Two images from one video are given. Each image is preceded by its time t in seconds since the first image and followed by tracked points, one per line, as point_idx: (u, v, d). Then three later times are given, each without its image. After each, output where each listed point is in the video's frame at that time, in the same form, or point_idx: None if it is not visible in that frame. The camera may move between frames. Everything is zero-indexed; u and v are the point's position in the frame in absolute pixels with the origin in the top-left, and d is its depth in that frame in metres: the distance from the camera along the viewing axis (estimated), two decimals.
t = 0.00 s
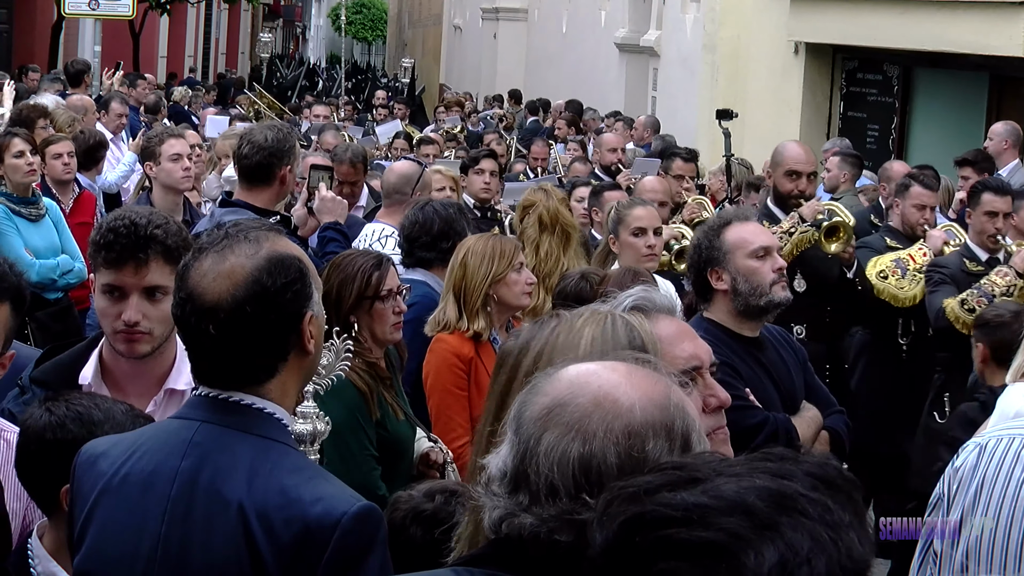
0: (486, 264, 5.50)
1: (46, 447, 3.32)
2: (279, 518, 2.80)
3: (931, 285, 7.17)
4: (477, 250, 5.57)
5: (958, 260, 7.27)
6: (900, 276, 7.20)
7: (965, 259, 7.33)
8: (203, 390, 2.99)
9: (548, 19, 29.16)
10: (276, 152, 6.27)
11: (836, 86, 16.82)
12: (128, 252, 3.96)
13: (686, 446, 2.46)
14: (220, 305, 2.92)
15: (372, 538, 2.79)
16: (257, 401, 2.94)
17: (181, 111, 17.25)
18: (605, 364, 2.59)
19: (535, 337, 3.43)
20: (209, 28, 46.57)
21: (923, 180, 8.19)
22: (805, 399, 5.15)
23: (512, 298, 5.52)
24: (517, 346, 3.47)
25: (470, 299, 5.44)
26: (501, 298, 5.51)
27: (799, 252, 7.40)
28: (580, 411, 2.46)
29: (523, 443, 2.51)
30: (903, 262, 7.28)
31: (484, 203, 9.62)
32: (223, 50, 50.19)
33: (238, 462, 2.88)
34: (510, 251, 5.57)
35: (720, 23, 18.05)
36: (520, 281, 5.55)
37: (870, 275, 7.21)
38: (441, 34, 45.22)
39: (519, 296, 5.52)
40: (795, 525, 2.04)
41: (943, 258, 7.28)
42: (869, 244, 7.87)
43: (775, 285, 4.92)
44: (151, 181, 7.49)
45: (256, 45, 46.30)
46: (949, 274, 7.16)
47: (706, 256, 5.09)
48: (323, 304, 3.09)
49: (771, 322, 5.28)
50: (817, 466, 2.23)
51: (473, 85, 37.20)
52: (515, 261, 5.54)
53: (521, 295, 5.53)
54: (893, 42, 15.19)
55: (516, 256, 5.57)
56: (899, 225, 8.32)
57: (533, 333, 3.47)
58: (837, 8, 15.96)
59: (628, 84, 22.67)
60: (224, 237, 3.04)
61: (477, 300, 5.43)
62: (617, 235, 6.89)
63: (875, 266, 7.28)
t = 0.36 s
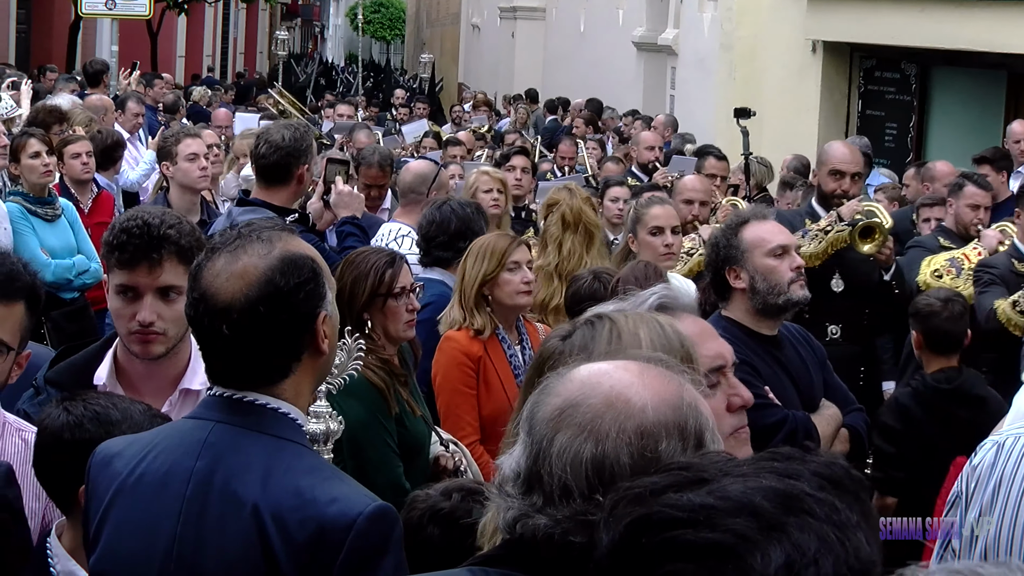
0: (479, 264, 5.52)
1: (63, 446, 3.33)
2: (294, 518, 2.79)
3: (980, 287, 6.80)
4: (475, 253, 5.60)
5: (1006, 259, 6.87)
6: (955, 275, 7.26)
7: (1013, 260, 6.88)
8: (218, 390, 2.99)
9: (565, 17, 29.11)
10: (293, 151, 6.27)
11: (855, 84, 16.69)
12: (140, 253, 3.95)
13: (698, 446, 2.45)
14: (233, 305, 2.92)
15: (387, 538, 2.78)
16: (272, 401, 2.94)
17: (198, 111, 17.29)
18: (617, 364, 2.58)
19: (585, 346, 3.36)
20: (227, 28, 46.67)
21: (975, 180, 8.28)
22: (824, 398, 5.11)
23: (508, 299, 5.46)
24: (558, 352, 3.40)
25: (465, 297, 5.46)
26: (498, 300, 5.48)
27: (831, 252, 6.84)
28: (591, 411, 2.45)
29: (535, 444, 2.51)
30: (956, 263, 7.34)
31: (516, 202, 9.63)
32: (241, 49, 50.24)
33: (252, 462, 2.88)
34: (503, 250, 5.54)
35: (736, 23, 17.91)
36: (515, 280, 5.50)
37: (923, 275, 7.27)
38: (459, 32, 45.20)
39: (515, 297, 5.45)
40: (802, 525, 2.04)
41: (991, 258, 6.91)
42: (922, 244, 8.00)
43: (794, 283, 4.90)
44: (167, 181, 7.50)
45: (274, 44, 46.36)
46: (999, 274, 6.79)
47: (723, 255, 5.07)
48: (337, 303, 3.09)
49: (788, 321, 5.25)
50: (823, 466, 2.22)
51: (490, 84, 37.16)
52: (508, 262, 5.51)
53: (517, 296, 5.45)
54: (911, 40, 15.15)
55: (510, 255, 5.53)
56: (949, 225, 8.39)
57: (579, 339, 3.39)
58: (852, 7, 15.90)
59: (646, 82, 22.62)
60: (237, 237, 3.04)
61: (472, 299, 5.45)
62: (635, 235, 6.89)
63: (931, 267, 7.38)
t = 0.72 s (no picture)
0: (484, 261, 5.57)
1: (88, 441, 3.32)
2: (317, 518, 2.78)
3: None
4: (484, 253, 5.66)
5: None
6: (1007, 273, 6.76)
7: None
8: (241, 388, 2.98)
9: (592, 14, 29.04)
10: (320, 148, 6.25)
11: (883, 80, 16.63)
12: (163, 248, 3.96)
13: (728, 445, 2.42)
14: (255, 302, 2.91)
15: (411, 538, 2.77)
16: (296, 400, 2.94)
17: (226, 109, 17.34)
18: (647, 361, 2.55)
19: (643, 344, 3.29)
20: (254, 25, 46.78)
21: None
22: (856, 394, 5.03)
23: (505, 293, 5.44)
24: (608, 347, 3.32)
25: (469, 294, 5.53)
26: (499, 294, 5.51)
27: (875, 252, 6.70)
28: (620, 410, 2.43)
29: (563, 443, 2.48)
30: (1008, 257, 6.80)
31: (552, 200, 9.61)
32: (268, 47, 50.38)
33: (276, 459, 2.87)
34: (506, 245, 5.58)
35: (763, 19, 18.00)
36: (511, 275, 5.45)
37: (970, 271, 6.85)
38: (486, 30, 45.17)
39: (510, 291, 5.43)
40: (830, 526, 2.03)
41: None
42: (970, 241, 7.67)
43: (823, 280, 4.85)
44: (195, 178, 7.51)
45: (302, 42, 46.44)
46: None
47: (753, 251, 5.04)
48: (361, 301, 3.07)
49: (817, 318, 5.18)
50: (851, 466, 2.21)
51: (517, 81, 37.16)
52: (505, 257, 5.51)
53: (511, 290, 5.43)
54: (936, 37, 15.08)
55: (512, 249, 5.55)
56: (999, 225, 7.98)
57: (632, 338, 3.31)
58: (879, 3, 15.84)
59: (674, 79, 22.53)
60: (261, 235, 3.03)
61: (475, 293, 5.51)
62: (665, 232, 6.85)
63: (979, 263, 6.86)
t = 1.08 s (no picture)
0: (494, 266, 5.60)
1: (98, 448, 3.33)
2: (325, 524, 2.78)
3: None
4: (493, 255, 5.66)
5: None
6: None
7: None
8: (251, 395, 2.99)
9: (607, 19, 29.05)
10: (337, 155, 6.25)
11: (897, 84, 16.57)
12: (208, 249, 3.95)
13: (739, 448, 2.40)
14: (265, 308, 2.91)
15: (419, 543, 2.77)
16: (305, 406, 2.94)
17: (241, 116, 17.39)
18: (659, 366, 2.53)
19: (670, 346, 3.35)
20: (269, 31, 46.89)
21: None
22: (868, 399, 4.98)
23: (513, 300, 5.46)
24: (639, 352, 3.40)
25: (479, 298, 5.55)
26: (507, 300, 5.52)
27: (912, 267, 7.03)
28: (632, 414, 2.40)
29: (574, 447, 2.46)
30: None
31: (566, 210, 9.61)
32: (283, 53, 50.46)
33: (285, 464, 2.87)
34: (516, 249, 5.58)
35: (778, 23, 17.79)
36: (520, 280, 5.48)
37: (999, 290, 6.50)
38: (501, 35, 45.23)
39: (517, 297, 5.45)
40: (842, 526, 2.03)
41: None
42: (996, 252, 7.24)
43: (837, 285, 4.83)
44: (210, 185, 7.53)
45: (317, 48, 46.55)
46: None
47: (767, 255, 5.03)
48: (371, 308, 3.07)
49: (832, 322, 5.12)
50: (863, 467, 2.21)
51: (532, 87, 37.17)
52: (514, 262, 5.54)
53: (518, 296, 5.45)
54: (954, 42, 15.09)
55: (521, 255, 5.56)
56: None
57: (661, 342, 3.39)
58: (894, 7, 15.80)
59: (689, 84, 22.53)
60: (272, 242, 3.03)
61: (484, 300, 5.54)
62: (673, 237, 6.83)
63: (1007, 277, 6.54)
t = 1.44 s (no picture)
0: (514, 278, 5.52)
1: (102, 464, 3.34)
2: (326, 538, 2.79)
3: None
4: (509, 268, 5.58)
5: None
6: None
7: None
8: (250, 411, 3.00)
9: (618, 34, 29.08)
10: (343, 170, 6.28)
11: (906, 96, 16.62)
12: (211, 259, 4.05)
13: (730, 459, 2.42)
14: (262, 323, 2.92)
15: (419, 556, 2.78)
16: (304, 421, 2.95)
17: (252, 132, 17.46)
18: (650, 379, 2.54)
19: (675, 361, 3.38)
20: (281, 48, 47.04)
21: None
22: (874, 412, 4.96)
23: (543, 310, 5.47)
24: (642, 365, 3.41)
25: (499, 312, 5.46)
26: (533, 311, 5.48)
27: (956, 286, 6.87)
28: (624, 427, 2.43)
29: (568, 461, 2.49)
30: None
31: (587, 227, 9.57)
32: (296, 69, 50.64)
33: (286, 479, 2.89)
34: (539, 262, 5.55)
35: (788, 35, 17.85)
36: (552, 292, 5.50)
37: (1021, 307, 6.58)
38: (513, 50, 45.29)
39: (550, 308, 5.47)
40: (820, 535, 2.05)
41: None
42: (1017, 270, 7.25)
43: (842, 297, 4.81)
44: (219, 202, 7.56)
45: (328, 64, 46.70)
46: None
47: (773, 270, 5.04)
48: (367, 323, 3.09)
49: (838, 335, 5.10)
50: (839, 478, 2.27)
51: (543, 101, 37.23)
52: (544, 274, 5.52)
53: (552, 306, 5.47)
54: (960, 53, 15.03)
55: (545, 267, 5.53)
56: None
57: (664, 355, 3.41)
58: (902, 18, 15.76)
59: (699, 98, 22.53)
60: (267, 259, 3.06)
61: (506, 313, 5.44)
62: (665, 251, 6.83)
63: None
